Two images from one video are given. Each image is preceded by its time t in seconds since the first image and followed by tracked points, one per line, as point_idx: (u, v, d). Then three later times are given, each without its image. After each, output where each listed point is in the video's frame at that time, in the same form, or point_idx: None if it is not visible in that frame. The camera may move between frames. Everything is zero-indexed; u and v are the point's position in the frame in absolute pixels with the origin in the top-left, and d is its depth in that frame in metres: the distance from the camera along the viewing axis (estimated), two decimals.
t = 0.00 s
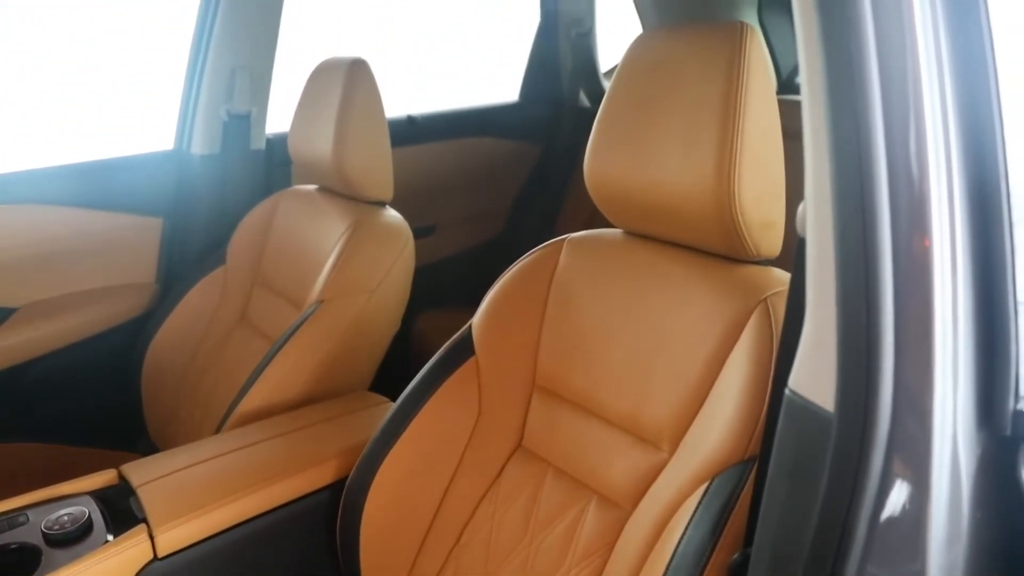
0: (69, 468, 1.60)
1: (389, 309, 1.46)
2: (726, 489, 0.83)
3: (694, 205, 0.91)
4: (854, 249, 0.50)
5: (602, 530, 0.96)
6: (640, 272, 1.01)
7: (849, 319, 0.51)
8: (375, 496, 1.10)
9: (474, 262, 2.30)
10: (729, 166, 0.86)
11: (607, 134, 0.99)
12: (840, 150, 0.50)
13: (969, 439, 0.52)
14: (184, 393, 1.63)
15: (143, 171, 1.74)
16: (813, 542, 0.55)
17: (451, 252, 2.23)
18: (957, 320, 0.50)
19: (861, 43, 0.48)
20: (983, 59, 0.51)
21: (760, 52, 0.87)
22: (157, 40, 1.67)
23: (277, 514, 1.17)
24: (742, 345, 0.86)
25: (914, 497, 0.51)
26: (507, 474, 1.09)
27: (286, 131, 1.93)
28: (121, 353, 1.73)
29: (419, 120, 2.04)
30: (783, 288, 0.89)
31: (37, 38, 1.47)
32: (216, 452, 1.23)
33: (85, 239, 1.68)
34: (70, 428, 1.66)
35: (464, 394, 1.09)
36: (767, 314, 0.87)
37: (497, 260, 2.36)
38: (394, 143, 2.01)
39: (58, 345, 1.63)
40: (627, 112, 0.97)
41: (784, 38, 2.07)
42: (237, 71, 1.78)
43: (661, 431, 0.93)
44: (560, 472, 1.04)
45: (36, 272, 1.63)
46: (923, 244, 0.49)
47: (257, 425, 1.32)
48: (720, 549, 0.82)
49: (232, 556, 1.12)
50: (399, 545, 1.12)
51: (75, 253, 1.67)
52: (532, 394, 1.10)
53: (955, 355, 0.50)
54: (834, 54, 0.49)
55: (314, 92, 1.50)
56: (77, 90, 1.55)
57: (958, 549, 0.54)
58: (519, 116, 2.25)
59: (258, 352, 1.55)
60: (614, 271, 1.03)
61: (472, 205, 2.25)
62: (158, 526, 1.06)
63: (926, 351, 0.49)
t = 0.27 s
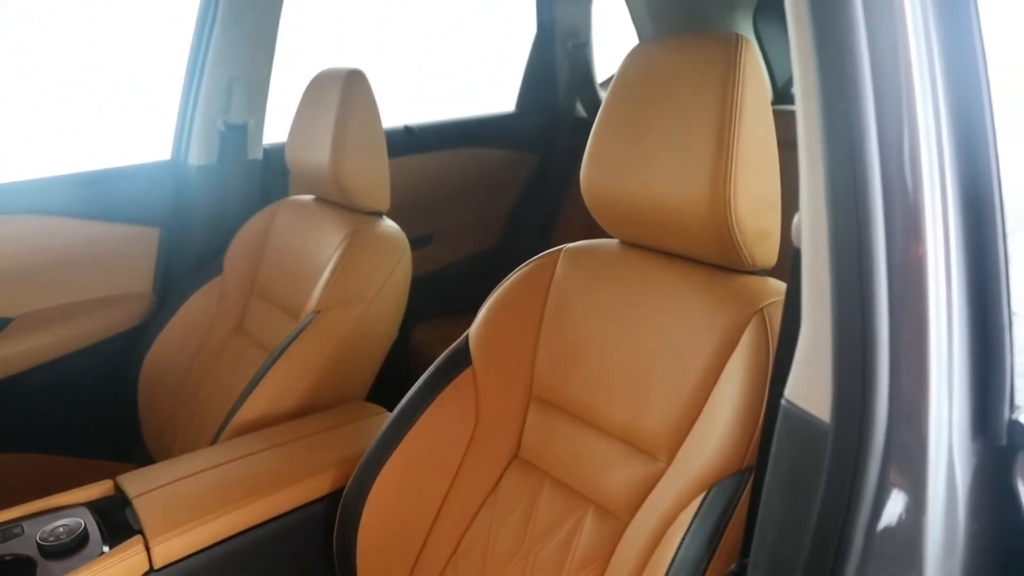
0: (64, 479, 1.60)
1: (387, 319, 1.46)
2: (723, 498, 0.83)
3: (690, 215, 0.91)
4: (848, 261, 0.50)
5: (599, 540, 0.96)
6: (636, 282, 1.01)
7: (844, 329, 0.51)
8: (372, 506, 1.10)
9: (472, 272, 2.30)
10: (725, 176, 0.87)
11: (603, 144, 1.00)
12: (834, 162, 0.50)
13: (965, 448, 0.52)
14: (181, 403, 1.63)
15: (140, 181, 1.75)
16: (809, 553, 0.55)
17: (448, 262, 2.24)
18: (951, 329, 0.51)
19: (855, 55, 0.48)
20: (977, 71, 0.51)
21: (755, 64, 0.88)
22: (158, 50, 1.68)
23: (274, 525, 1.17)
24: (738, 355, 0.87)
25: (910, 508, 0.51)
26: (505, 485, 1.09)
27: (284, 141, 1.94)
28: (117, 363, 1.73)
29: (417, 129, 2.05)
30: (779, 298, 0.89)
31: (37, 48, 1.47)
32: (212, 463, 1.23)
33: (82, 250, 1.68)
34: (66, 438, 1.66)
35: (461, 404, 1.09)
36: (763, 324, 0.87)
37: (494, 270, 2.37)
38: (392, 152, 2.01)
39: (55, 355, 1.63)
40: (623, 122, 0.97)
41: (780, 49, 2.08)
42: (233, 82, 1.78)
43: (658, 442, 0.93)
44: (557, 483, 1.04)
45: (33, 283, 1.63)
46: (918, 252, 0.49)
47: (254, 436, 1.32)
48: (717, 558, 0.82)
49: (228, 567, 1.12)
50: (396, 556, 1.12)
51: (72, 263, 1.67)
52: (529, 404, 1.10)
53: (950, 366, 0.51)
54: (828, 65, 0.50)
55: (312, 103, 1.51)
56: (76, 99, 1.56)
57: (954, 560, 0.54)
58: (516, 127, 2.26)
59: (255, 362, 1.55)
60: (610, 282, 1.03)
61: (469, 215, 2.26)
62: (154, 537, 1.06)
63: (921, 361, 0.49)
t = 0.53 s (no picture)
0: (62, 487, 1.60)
1: (385, 326, 1.46)
2: (723, 502, 0.83)
3: (687, 221, 0.91)
4: (845, 266, 0.50)
5: (597, 546, 0.96)
6: (633, 289, 1.01)
7: (841, 334, 0.51)
8: (371, 514, 1.10)
9: (470, 279, 2.31)
10: (722, 183, 0.87)
11: (600, 151, 1.00)
12: (830, 169, 0.50)
13: (962, 455, 0.52)
14: (178, 410, 1.63)
15: (138, 188, 1.75)
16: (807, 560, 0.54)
17: (446, 269, 2.24)
18: (948, 336, 0.51)
19: (851, 62, 0.49)
20: (972, 79, 0.51)
21: (751, 70, 0.88)
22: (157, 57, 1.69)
23: (272, 532, 1.16)
24: (736, 362, 0.87)
25: (908, 513, 0.51)
26: (503, 491, 1.09)
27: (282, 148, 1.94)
28: (114, 370, 1.72)
29: (414, 136, 2.05)
30: (777, 304, 0.90)
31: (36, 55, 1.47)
32: (210, 469, 1.23)
33: (80, 256, 1.68)
34: (63, 445, 1.65)
35: (459, 410, 1.09)
36: (761, 330, 0.87)
37: (492, 277, 2.37)
38: (389, 159, 2.02)
39: (52, 363, 1.62)
40: (620, 129, 0.98)
41: (777, 56, 2.09)
42: (231, 90, 1.79)
43: (656, 448, 0.93)
44: (556, 489, 1.04)
45: (32, 290, 1.63)
46: (914, 259, 0.49)
47: (252, 442, 1.32)
48: (718, 563, 0.82)
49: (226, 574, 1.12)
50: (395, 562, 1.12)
51: (70, 270, 1.67)
52: (527, 411, 1.10)
53: (946, 371, 0.51)
54: (824, 72, 0.50)
55: (310, 109, 1.51)
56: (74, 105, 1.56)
57: (952, 566, 0.54)
58: (514, 133, 2.27)
59: (253, 369, 1.55)
60: (608, 288, 1.04)
61: (468, 221, 2.26)
62: (153, 544, 1.05)
63: (918, 367, 0.50)
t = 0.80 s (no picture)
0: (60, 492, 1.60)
1: (384, 330, 1.46)
2: (723, 505, 0.83)
3: (686, 225, 0.92)
4: (843, 270, 0.50)
5: (596, 550, 0.96)
6: (632, 293, 1.01)
7: (840, 338, 0.51)
8: (370, 518, 1.10)
9: (469, 283, 2.31)
10: (721, 186, 0.87)
11: (599, 154, 1.00)
12: (828, 172, 0.50)
13: (961, 458, 0.52)
14: (177, 414, 1.63)
15: (137, 192, 1.75)
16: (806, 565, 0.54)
17: (445, 272, 2.24)
18: (946, 340, 0.51)
19: (849, 66, 0.49)
20: (970, 84, 0.52)
21: (750, 74, 0.88)
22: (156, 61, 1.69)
23: (271, 536, 1.16)
24: (735, 365, 0.87)
25: (907, 517, 0.51)
26: (502, 494, 1.09)
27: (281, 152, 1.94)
28: (112, 374, 1.72)
29: (413, 140, 2.05)
30: (775, 308, 0.90)
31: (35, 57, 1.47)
32: (209, 473, 1.23)
33: (79, 260, 1.68)
34: (60, 449, 1.65)
35: (458, 413, 1.09)
36: (760, 334, 0.87)
37: (491, 280, 2.37)
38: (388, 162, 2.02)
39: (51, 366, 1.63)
40: (619, 133, 0.98)
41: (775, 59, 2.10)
42: (231, 94, 1.79)
43: (655, 451, 0.93)
44: (555, 493, 1.04)
45: (28, 295, 1.63)
46: (913, 263, 0.49)
47: (251, 446, 1.32)
48: (716, 565, 0.82)
49: None
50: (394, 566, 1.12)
51: (68, 273, 1.67)
52: (526, 415, 1.10)
53: (944, 374, 0.51)
54: (821, 76, 0.50)
55: (309, 113, 1.51)
56: (73, 108, 1.56)
57: (951, 570, 0.54)
58: (513, 137, 2.27)
59: (252, 373, 1.55)
60: (607, 292, 1.04)
61: (466, 225, 2.26)
62: (151, 548, 1.05)
63: (916, 371, 0.50)
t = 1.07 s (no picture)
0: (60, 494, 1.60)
1: (383, 331, 1.46)
2: (720, 509, 0.83)
3: (685, 227, 0.92)
4: (841, 270, 0.50)
5: (595, 552, 0.96)
6: (631, 295, 1.01)
7: (838, 340, 0.51)
8: (369, 521, 1.10)
9: (469, 285, 2.31)
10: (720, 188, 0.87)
11: (598, 156, 1.00)
12: (827, 173, 0.50)
13: (960, 460, 0.53)
14: (176, 416, 1.63)
15: (136, 195, 1.75)
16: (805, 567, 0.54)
17: (445, 274, 2.24)
18: (945, 342, 0.51)
19: (847, 68, 0.49)
20: (968, 87, 0.52)
21: (748, 76, 0.88)
22: (157, 62, 1.69)
23: (269, 538, 1.16)
24: (734, 367, 0.87)
25: (907, 518, 0.51)
26: (501, 496, 1.09)
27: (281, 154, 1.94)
28: (111, 376, 1.72)
29: (412, 141, 2.05)
30: (774, 310, 0.90)
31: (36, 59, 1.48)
32: (208, 475, 1.23)
33: (78, 262, 1.68)
34: (60, 451, 1.65)
35: (457, 415, 1.09)
36: (759, 336, 0.87)
37: (491, 282, 2.37)
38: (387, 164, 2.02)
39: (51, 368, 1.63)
40: (618, 135, 0.98)
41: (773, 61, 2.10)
42: (230, 97, 1.79)
43: (654, 453, 0.93)
44: (554, 494, 1.04)
45: (28, 296, 1.62)
46: (911, 264, 0.49)
47: (250, 448, 1.32)
48: (715, 568, 0.82)
49: None
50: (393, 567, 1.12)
51: (67, 275, 1.67)
52: (525, 417, 1.10)
53: (943, 374, 0.51)
54: (820, 78, 0.50)
55: (308, 115, 1.51)
56: (74, 110, 1.56)
57: (950, 570, 0.53)
58: (513, 139, 2.27)
59: (252, 375, 1.55)
60: (607, 294, 1.04)
61: (466, 227, 2.26)
62: (149, 551, 1.05)
63: (915, 373, 0.50)
